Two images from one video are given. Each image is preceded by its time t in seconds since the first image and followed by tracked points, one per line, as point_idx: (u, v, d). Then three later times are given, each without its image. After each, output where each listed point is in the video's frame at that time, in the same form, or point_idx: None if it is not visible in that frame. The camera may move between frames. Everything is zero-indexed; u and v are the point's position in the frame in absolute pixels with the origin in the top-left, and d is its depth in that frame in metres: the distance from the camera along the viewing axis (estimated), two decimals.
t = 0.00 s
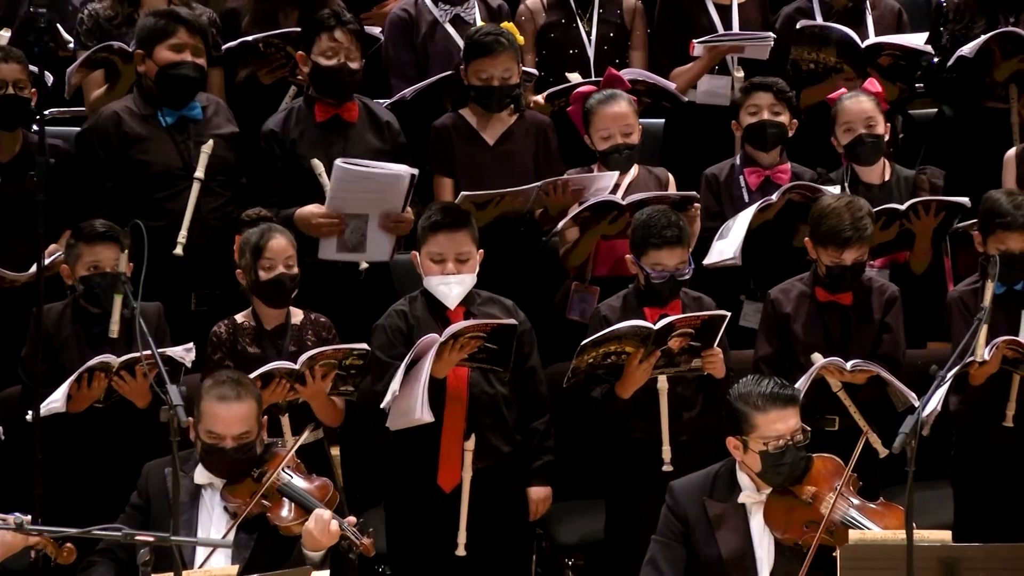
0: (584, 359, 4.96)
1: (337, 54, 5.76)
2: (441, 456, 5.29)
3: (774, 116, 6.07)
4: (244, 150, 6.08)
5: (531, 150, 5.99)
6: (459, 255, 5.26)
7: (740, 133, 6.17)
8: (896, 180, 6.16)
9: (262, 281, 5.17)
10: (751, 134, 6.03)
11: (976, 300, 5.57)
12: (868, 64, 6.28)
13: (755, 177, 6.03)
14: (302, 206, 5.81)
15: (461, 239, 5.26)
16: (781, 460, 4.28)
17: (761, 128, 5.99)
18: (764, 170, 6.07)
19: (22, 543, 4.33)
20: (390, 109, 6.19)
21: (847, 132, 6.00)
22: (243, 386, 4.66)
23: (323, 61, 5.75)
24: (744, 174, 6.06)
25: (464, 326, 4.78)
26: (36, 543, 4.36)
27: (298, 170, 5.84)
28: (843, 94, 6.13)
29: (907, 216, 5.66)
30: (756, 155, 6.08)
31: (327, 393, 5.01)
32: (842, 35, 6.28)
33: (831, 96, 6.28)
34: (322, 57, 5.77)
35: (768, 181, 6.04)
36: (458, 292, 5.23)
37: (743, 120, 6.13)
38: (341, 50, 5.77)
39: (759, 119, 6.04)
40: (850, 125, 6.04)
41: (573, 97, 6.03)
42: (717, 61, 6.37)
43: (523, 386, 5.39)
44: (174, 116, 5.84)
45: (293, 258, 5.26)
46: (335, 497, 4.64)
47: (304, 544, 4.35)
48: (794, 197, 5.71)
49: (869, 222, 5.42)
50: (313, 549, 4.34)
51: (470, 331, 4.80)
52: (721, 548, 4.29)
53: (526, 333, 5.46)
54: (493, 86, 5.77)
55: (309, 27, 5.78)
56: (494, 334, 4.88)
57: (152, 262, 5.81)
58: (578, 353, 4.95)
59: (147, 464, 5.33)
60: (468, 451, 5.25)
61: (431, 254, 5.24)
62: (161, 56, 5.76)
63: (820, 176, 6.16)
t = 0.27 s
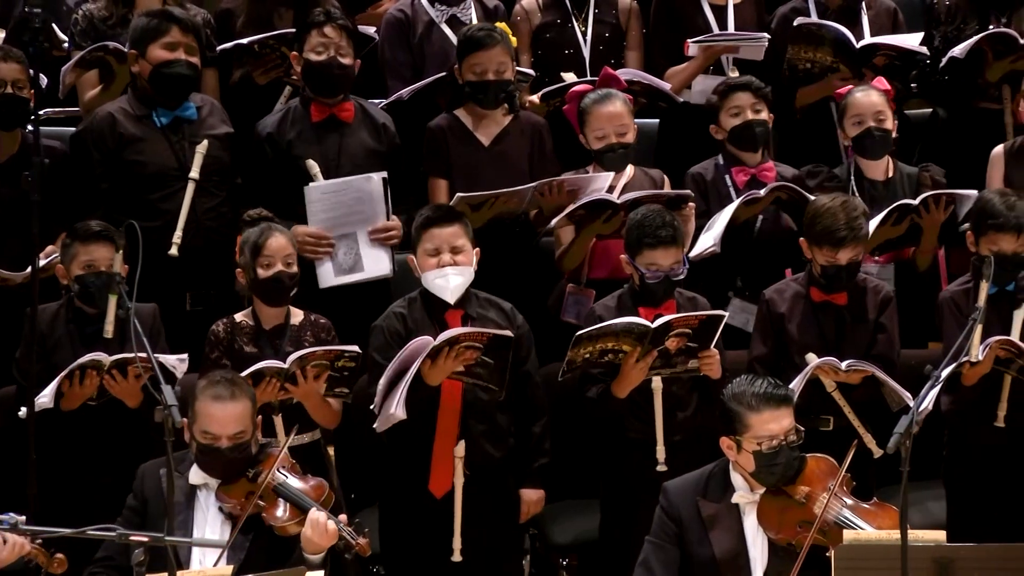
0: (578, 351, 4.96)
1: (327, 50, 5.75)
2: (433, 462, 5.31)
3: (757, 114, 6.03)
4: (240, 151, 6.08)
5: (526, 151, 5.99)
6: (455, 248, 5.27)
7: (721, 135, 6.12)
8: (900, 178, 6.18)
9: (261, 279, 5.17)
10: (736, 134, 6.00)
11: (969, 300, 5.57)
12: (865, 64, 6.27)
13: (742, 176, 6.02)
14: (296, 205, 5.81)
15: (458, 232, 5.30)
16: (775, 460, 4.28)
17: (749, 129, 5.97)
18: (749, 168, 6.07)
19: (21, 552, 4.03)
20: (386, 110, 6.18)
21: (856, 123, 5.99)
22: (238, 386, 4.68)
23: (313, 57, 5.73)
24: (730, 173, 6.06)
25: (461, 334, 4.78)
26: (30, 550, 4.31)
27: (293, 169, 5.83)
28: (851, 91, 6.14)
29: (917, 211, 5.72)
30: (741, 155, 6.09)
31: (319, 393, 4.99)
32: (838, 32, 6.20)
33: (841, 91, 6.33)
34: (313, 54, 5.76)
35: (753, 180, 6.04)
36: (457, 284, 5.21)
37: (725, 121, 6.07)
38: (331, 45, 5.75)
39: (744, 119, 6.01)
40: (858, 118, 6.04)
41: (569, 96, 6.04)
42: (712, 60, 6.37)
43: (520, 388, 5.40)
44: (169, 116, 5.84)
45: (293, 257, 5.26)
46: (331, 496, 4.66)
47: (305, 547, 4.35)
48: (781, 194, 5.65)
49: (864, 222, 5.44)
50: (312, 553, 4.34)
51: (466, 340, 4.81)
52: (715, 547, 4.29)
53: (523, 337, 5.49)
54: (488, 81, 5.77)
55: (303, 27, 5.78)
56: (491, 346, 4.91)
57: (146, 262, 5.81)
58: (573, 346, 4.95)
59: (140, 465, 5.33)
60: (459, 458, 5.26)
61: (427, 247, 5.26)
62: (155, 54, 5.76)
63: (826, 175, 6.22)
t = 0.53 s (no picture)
0: (568, 355, 4.97)
1: (313, 50, 5.75)
2: (422, 463, 5.29)
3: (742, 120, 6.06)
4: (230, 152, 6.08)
5: (518, 152, 5.98)
6: (451, 244, 5.28)
7: (702, 138, 6.10)
8: (914, 174, 6.17)
9: (251, 278, 5.17)
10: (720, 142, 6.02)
11: (957, 301, 5.57)
12: (855, 63, 6.24)
13: (718, 176, 6.03)
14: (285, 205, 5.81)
15: (454, 229, 5.30)
16: (762, 460, 4.29)
17: (734, 134, 6.00)
18: (726, 169, 6.07)
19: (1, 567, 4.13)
20: (378, 110, 6.19)
21: (877, 117, 5.96)
22: (226, 385, 4.68)
23: (299, 57, 5.74)
24: (707, 174, 6.06)
25: (457, 332, 4.81)
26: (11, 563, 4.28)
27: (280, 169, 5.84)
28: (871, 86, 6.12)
29: (924, 209, 5.71)
30: (715, 155, 6.08)
31: (302, 394, 4.98)
32: (828, 33, 6.19)
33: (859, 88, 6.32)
34: (299, 53, 5.76)
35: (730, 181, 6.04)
36: (452, 280, 5.20)
37: (709, 125, 6.06)
38: (317, 45, 5.75)
39: (728, 122, 6.04)
40: (879, 113, 6.01)
41: (563, 95, 6.06)
42: (701, 60, 6.37)
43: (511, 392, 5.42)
44: (160, 117, 5.84)
45: (285, 257, 5.25)
46: (320, 495, 4.64)
47: (295, 547, 4.37)
48: (762, 194, 5.69)
49: (854, 223, 5.43)
50: (302, 553, 4.34)
51: (464, 340, 4.83)
52: (704, 548, 4.29)
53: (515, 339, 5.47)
54: (477, 73, 5.77)
55: (291, 27, 5.79)
56: (487, 346, 4.94)
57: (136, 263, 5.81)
58: (563, 348, 4.96)
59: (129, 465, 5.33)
60: (450, 458, 5.27)
61: (423, 243, 5.26)
62: (145, 54, 5.75)
63: (839, 174, 6.20)
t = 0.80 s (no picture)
0: (558, 362, 4.99)
1: (301, 50, 5.77)
2: (416, 464, 5.32)
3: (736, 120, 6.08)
4: (220, 153, 6.07)
5: (509, 153, 5.96)
6: (446, 246, 5.27)
7: (693, 136, 6.10)
8: (908, 174, 6.15)
9: (238, 276, 5.19)
10: (715, 141, 6.01)
11: (950, 301, 5.56)
12: (843, 63, 6.27)
13: (703, 177, 6.03)
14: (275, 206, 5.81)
15: (447, 231, 5.29)
16: (752, 460, 4.24)
17: (727, 131, 6.01)
18: (711, 170, 6.08)
19: None
20: (368, 110, 6.21)
21: (880, 118, 6.00)
22: (219, 386, 4.68)
23: (288, 57, 5.75)
24: (692, 175, 6.06)
25: (454, 331, 4.84)
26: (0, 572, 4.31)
27: (269, 170, 5.84)
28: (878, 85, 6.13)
29: (910, 207, 5.71)
30: (698, 155, 6.11)
31: (285, 399, 5.05)
32: (814, 33, 6.23)
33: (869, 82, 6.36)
34: (288, 54, 5.78)
35: (715, 181, 6.05)
36: (445, 285, 5.22)
37: (703, 121, 6.06)
38: (305, 45, 5.77)
39: (722, 120, 6.06)
40: (882, 113, 6.05)
41: (555, 94, 6.05)
42: (691, 60, 6.38)
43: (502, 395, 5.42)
44: (150, 117, 5.84)
45: (272, 257, 5.27)
46: (311, 496, 4.63)
47: (290, 551, 4.40)
48: (746, 200, 5.79)
49: (843, 224, 5.43)
50: (296, 556, 4.38)
51: (457, 339, 4.86)
52: (696, 548, 4.30)
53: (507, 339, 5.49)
54: (466, 70, 5.79)
55: (281, 27, 5.81)
56: (482, 346, 4.95)
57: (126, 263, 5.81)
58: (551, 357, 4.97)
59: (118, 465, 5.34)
60: (442, 458, 5.28)
61: (416, 245, 5.25)
62: (135, 54, 5.76)
63: (831, 175, 6.20)
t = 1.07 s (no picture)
0: (543, 362, 4.96)
1: (288, 50, 5.77)
2: (404, 464, 5.31)
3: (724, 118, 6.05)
4: (209, 153, 6.06)
5: (496, 152, 5.96)
6: (432, 245, 5.27)
7: (683, 134, 6.12)
8: (890, 173, 6.16)
9: (218, 276, 5.20)
10: (702, 136, 6.00)
11: (938, 301, 5.53)
12: (829, 64, 6.28)
13: (695, 177, 6.03)
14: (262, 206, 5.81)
15: (434, 230, 5.29)
16: (748, 460, 4.29)
17: (707, 127, 5.98)
18: (704, 169, 6.07)
19: None
20: (356, 111, 6.20)
21: (854, 119, 5.98)
22: (210, 385, 4.69)
23: (274, 57, 5.75)
24: (684, 174, 6.06)
25: (445, 335, 4.85)
26: None
27: (256, 170, 5.84)
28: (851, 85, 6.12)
29: (893, 203, 5.69)
30: (691, 155, 6.11)
31: (268, 399, 5.06)
32: (800, 33, 6.22)
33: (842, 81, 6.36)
34: (274, 53, 5.78)
35: (707, 181, 6.04)
36: (433, 283, 5.21)
37: (689, 119, 6.09)
38: (292, 45, 5.77)
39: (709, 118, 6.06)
40: (857, 114, 6.03)
41: (542, 95, 6.06)
42: (678, 61, 6.39)
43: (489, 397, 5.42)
44: (137, 117, 5.84)
45: (254, 259, 5.28)
46: (301, 497, 4.65)
47: (278, 551, 4.36)
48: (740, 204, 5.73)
49: (830, 223, 5.42)
50: (286, 557, 4.36)
51: (449, 342, 4.87)
52: (686, 546, 4.28)
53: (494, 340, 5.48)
54: (452, 69, 5.78)
55: (267, 27, 5.80)
56: (471, 346, 4.97)
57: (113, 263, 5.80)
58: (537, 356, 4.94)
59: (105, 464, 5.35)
60: (432, 457, 5.27)
61: (403, 244, 5.25)
62: (123, 54, 5.76)
63: (814, 173, 6.20)
